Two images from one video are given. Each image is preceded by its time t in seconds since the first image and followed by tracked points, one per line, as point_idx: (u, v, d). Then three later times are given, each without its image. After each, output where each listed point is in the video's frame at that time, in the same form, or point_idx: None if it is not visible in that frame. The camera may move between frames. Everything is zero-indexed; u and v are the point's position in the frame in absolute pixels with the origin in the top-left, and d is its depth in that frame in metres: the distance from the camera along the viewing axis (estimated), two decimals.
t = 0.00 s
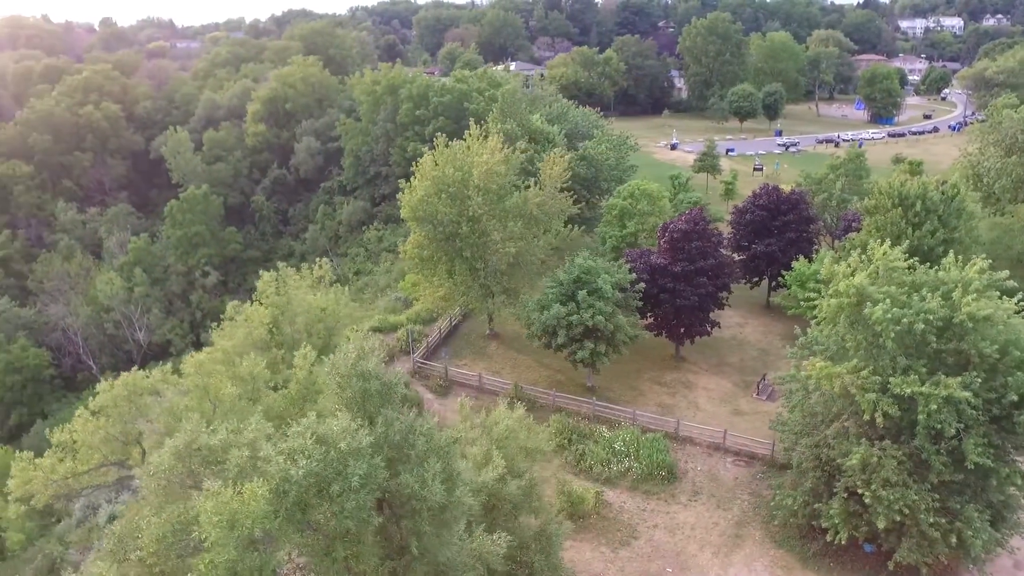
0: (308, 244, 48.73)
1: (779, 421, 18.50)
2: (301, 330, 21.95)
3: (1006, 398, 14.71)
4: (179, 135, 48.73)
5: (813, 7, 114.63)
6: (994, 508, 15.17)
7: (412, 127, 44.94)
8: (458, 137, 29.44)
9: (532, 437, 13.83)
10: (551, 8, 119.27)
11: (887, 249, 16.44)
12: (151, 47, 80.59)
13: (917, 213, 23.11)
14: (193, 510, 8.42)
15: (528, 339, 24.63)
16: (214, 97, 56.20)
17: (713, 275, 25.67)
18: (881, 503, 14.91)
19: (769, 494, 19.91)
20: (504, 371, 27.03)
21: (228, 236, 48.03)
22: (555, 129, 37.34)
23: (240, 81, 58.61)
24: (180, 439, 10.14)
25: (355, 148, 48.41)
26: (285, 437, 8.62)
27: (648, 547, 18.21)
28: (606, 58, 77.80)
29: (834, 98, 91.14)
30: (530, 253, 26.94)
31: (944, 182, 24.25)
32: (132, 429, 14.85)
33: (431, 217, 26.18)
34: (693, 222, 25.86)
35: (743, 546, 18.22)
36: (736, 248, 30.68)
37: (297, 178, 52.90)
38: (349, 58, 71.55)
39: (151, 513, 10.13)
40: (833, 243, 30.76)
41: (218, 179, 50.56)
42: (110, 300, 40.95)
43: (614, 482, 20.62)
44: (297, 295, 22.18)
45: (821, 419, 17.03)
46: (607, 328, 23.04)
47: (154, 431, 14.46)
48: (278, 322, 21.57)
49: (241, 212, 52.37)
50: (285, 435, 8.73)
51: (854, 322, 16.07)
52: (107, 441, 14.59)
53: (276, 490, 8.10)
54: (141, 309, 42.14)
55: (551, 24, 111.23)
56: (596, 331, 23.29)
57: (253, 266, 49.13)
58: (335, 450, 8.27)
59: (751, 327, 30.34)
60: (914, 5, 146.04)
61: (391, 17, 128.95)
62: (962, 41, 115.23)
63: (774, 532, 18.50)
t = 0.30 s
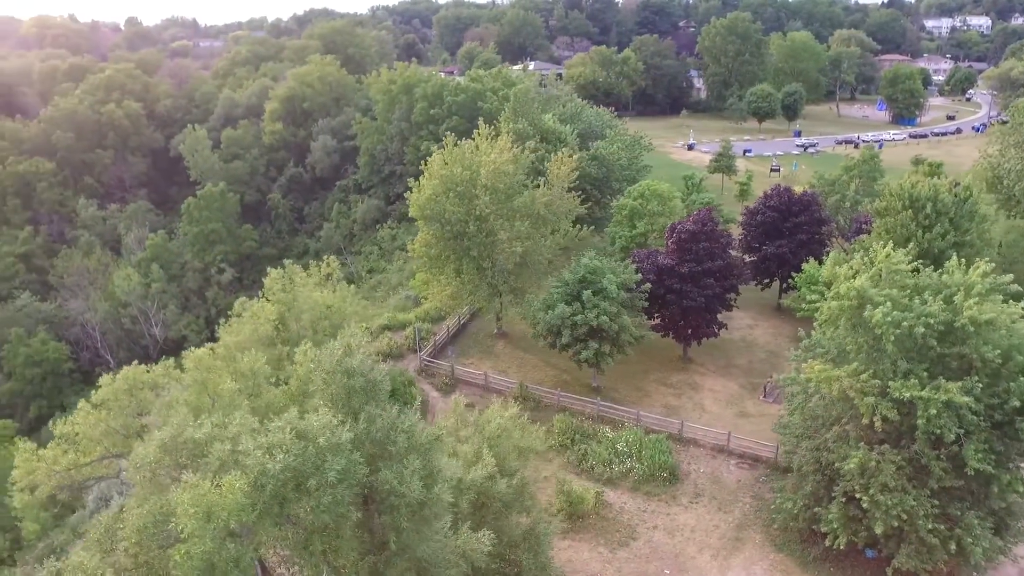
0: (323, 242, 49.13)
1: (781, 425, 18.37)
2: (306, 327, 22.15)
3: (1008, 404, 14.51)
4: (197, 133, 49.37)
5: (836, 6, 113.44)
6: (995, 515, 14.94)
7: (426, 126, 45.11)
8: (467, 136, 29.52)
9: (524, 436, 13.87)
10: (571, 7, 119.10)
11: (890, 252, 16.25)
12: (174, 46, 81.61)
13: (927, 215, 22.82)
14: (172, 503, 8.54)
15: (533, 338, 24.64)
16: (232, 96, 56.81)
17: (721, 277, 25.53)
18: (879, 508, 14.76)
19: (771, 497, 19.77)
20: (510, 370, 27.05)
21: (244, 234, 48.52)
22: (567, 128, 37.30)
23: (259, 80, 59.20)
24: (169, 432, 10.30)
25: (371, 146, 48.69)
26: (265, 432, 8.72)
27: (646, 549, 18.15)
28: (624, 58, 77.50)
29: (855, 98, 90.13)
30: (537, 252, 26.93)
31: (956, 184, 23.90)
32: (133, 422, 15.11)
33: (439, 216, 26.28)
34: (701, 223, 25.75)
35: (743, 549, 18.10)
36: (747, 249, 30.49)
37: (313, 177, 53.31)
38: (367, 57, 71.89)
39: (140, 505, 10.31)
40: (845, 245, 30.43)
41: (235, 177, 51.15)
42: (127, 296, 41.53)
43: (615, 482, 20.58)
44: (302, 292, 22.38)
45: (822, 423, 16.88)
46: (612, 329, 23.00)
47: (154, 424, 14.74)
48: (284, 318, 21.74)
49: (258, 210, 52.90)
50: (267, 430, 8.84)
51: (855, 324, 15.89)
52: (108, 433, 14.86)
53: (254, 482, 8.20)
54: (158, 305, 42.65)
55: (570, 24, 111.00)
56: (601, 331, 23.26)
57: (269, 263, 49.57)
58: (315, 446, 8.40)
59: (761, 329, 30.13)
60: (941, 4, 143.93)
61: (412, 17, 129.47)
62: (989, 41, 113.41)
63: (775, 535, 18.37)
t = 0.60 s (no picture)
0: (338, 241, 49.51)
1: (783, 428, 18.19)
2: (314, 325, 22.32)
3: (1010, 409, 14.29)
4: (216, 132, 50.02)
5: (860, 6, 112.08)
6: (997, 523, 14.70)
7: (441, 125, 45.25)
8: (477, 136, 29.53)
9: (517, 433, 13.87)
10: (591, 7, 118.85)
11: (894, 254, 16.05)
12: (197, 46, 82.74)
13: (939, 218, 22.51)
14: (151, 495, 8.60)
15: (539, 337, 24.62)
16: (252, 95, 57.44)
17: (729, 278, 25.36)
18: (878, 513, 14.59)
19: (773, 501, 19.60)
20: (517, 369, 27.06)
21: (261, 231, 49.04)
22: (580, 129, 37.21)
23: (278, 79, 59.80)
24: (157, 423, 10.48)
25: (386, 145, 48.93)
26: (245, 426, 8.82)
27: (645, 550, 18.11)
28: (643, 58, 77.22)
29: (879, 99, 88.97)
30: (544, 252, 26.91)
31: (969, 186, 23.54)
32: (134, 415, 15.40)
33: (448, 215, 26.36)
34: (710, 223, 25.58)
35: (742, 552, 18.00)
36: (759, 251, 30.27)
37: (330, 175, 53.70)
38: (387, 57, 72.29)
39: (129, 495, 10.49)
40: (858, 247, 30.07)
41: (253, 175, 51.75)
42: (145, 291, 42.08)
43: (617, 483, 20.54)
44: (309, 290, 22.57)
45: (823, 426, 16.70)
46: (617, 329, 22.92)
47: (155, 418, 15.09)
48: (291, 316, 21.87)
49: (275, 207, 53.42)
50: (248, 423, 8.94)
51: (856, 327, 15.66)
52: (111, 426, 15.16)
53: (232, 475, 8.33)
54: (175, 300, 43.19)
55: (591, 24, 110.73)
56: (606, 332, 23.22)
57: (285, 260, 50.04)
58: (294, 440, 8.51)
59: (772, 330, 29.90)
60: (968, 3, 141.59)
61: (433, 16, 129.95)
62: (1017, 41, 111.38)
63: (776, 539, 18.21)
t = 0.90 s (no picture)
0: (353, 239, 49.82)
1: (784, 431, 18.04)
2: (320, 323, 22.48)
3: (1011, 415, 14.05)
4: (234, 130, 50.59)
5: (885, 5, 110.55)
6: (999, 530, 14.42)
7: (455, 125, 45.35)
8: (487, 135, 29.58)
9: (512, 432, 13.87)
10: (612, 7, 118.49)
11: (895, 257, 15.87)
12: (219, 44, 83.79)
13: (950, 220, 22.16)
14: (130, 486, 8.70)
15: (544, 337, 24.61)
16: (270, 93, 57.99)
17: (736, 279, 25.17)
18: (876, 518, 14.43)
19: (775, 504, 19.42)
20: (524, 368, 27.06)
21: (277, 229, 49.55)
22: (593, 128, 37.12)
23: (296, 77, 60.31)
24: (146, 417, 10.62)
25: (401, 144, 49.11)
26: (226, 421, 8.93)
27: (644, 551, 18.04)
28: (661, 58, 76.89)
29: (902, 99, 87.79)
30: (551, 251, 26.88)
31: (984, 187, 23.13)
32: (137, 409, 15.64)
33: (455, 214, 26.43)
34: (718, 224, 25.41)
35: (742, 556, 17.86)
36: (770, 252, 29.98)
37: (346, 173, 54.06)
38: (405, 56, 72.59)
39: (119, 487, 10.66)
40: (871, 249, 29.68)
41: (270, 173, 52.28)
42: (162, 287, 42.66)
43: (618, 484, 20.48)
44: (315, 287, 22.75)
45: (823, 429, 16.54)
46: (621, 329, 22.84)
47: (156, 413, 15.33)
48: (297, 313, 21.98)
49: (292, 205, 53.93)
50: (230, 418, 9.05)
51: (856, 330, 15.50)
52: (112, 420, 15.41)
53: (211, 468, 8.44)
54: (191, 297, 43.72)
55: (611, 23, 110.42)
56: (610, 332, 23.16)
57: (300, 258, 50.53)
58: (273, 436, 8.63)
59: (782, 332, 29.65)
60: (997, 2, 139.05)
61: (453, 15, 130.35)
62: None
63: (776, 543, 18.05)
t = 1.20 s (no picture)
0: (367, 237, 50.08)
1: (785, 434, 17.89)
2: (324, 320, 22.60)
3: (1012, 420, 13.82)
4: (250, 129, 51.05)
5: (909, 4, 108.97)
6: (1000, 537, 14.19)
7: (468, 124, 45.38)
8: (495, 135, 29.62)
9: (503, 431, 13.86)
10: (631, 6, 117.98)
11: (896, 259, 15.70)
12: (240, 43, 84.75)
13: (959, 222, 21.80)
14: (112, 478, 8.85)
15: (548, 336, 24.60)
16: (287, 92, 58.45)
17: (743, 280, 24.97)
18: (872, 523, 14.27)
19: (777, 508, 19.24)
20: (529, 368, 27.06)
21: (291, 227, 49.98)
22: (604, 128, 37.01)
23: (312, 76, 60.73)
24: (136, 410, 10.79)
25: (415, 143, 49.20)
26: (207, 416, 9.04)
27: (641, 552, 17.97)
28: (679, 57, 76.49)
29: (924, 99, 86.56)
30: (558, 251, 26.83)
31: (994, 189, 22.77)
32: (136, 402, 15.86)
33: (462, 213, 26.50)
34: (725, 224, 25.23)
35: (741, 559, 17.73)
36: (780, 253, 29.66)
37: (360, 172, 54.34)
38: (422, 55, 72.78)
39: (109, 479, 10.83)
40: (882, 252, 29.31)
41: (285, 172, 52.74)
42: (177, 284, 43.08)
43: (618, 484, 20.42)
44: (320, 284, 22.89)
45: (823, 432, 16.40)
46: (625, 329, 22.78)
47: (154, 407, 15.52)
48: (302, 310, 22.11)
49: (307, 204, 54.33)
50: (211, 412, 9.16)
51: (856, 332, 15.34)
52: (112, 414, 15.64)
53: (189, 461, 8.56)
54: (206, 293, 44.16)
55: (630, 23, 109.97)
56: (614, 332, 23.09)
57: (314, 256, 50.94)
58: (253, 431, 8.74)
59: (791, 334, 29.36)
60: None
61: (473, 15, 130.57)
62: None
63: (776, 547, 17.90)
